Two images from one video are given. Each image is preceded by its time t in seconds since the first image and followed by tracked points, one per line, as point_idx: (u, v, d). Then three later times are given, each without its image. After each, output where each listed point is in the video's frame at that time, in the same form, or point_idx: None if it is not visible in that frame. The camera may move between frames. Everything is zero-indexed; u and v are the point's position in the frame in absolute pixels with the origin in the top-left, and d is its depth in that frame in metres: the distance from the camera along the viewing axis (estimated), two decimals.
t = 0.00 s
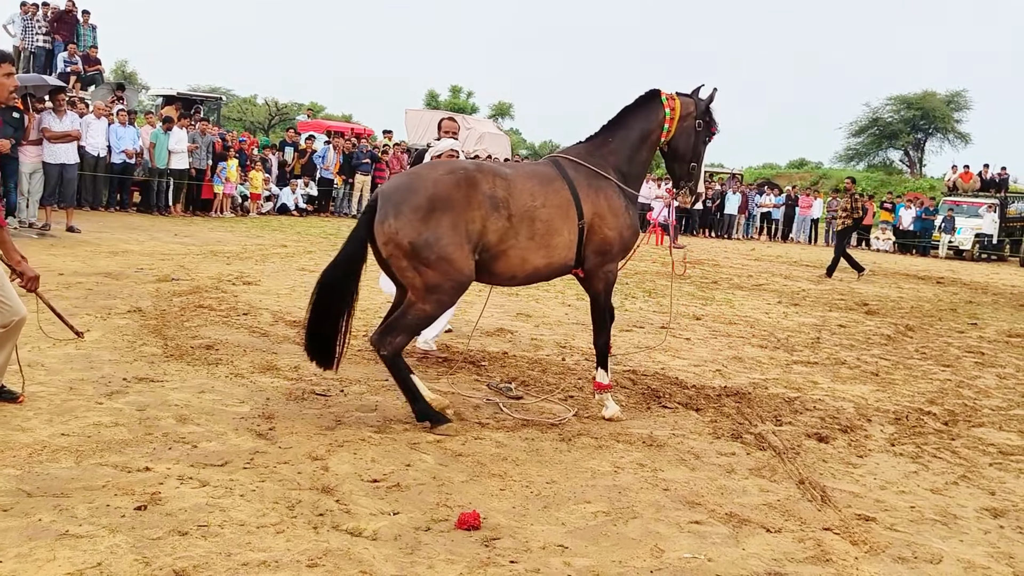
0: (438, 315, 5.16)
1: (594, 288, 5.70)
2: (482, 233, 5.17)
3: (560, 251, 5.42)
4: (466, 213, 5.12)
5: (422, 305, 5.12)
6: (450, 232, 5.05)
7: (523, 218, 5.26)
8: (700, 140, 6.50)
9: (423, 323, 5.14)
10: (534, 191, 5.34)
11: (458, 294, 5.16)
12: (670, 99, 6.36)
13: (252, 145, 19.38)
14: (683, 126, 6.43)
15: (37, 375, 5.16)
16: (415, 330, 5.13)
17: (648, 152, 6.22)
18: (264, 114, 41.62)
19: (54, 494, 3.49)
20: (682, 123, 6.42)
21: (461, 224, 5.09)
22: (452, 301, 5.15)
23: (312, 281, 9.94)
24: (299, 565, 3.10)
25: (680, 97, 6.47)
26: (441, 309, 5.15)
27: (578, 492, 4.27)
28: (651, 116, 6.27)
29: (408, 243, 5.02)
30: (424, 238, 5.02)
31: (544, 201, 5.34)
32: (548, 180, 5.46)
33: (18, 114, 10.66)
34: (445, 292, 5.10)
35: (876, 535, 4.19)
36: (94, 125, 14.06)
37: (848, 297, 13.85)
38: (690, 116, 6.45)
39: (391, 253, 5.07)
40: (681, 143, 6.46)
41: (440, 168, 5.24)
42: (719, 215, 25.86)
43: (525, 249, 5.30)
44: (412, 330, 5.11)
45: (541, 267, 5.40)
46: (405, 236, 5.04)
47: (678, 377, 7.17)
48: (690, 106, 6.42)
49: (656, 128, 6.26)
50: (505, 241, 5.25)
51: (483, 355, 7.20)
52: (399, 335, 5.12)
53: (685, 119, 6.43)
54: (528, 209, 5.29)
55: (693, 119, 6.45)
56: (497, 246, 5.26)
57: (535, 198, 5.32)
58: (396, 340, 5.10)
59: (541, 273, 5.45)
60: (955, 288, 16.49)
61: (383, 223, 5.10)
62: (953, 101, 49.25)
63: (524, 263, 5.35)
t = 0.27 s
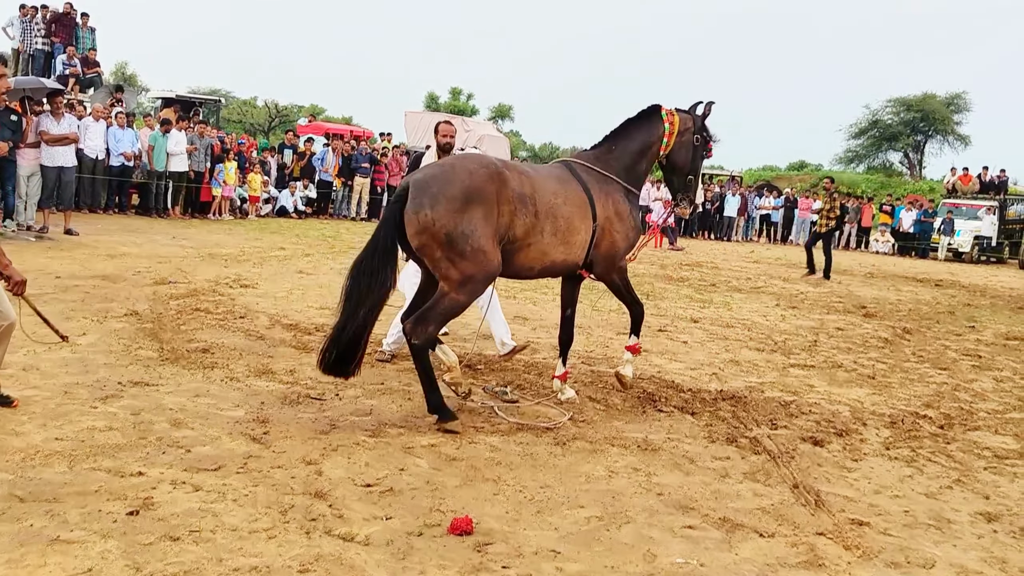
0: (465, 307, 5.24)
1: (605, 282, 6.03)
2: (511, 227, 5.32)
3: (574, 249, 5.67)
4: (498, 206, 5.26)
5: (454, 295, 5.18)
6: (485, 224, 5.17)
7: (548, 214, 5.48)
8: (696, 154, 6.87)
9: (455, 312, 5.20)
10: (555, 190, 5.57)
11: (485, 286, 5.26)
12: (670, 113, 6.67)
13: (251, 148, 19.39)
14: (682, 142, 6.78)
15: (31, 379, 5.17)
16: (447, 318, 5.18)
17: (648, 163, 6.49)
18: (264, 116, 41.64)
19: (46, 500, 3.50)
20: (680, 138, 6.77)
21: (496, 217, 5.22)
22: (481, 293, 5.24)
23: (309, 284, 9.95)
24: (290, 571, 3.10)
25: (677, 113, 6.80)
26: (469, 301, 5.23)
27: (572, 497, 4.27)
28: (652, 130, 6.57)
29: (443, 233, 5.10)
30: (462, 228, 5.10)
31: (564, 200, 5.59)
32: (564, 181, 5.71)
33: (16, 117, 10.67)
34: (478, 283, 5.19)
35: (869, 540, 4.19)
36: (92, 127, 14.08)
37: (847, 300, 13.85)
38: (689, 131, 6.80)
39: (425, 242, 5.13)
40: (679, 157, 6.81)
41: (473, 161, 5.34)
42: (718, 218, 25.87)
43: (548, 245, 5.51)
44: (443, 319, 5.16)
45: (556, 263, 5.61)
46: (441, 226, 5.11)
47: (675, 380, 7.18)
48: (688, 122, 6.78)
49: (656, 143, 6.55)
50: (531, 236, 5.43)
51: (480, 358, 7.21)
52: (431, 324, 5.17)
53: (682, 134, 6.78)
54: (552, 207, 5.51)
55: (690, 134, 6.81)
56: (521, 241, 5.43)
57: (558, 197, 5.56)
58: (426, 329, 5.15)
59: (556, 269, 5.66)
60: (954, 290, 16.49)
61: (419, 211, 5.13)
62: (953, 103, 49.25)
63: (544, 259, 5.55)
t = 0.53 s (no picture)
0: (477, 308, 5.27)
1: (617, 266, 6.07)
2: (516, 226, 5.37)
3: (580, 239, 5.72)
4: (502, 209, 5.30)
5: (464, 297, 5.17)
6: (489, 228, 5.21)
7: (550, 210, 5.53)
8: (681, 90, 6.64)
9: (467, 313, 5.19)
10: (554, 186, 5.62)
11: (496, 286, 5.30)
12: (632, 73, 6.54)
13: (248, 151, 19.41)
14: (659, 87, 6.60)
15: (24, 382, 5.17)
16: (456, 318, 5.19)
17: (632, 134, 6.44)
18: (261, 118, 41.67)
19: (35, 503, 3.50)
20: (655, 87, 6.59)
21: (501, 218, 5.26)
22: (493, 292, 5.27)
23: (304, 287, 9.96)
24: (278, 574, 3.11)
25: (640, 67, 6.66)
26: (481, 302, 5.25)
27: (563, 500, 4.27)
28: (624, 99, 6.48)
29: (450, 240, 5.13)
30: (468, 232, 5.13)
31: (564, 193, 5.64)
32: (561, 175, 5.76)
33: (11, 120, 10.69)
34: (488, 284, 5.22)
35: (859, 543, 4.20)
36: (89, 131, 14.09)
37: (842, 303, 13.87)
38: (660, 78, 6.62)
39: (432, 250, 5.16)
40: (666, 103, 6.64)
41: (473, 167, 5.37)
42: (715, 221, 25.91)
43: (553, 239, 5.56)
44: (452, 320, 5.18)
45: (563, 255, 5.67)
46: (448, 232, 5.14)
47: (668, 383, 7.19)
48: (655, 70, 6.59)
49: (632, 109, 6.46)
50: (536, 232, 5.49)
51: (474, 361, 7.22)
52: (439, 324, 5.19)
53: (655, 79, 6.59)
54: (552, 203, 5.56)
55: (663, 76, 6.61)
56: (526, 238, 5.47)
57: (558, 192, 5.61)
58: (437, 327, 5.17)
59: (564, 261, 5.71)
60: (950, 293, 16.52)
61: (424, 221, 5.17)
62: (951, 106, 49.34)
63: (551, 253, 5.60)
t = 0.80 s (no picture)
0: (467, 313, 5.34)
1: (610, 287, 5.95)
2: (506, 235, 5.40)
3: (573, 251, 5.68)
4: (491, 217, 5.34)
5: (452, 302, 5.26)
6: (478, 235, 5.26)
7: (541, 220, 5.53)
8: (707, 141, 6.36)
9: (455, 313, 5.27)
10: (549, 196, 5.62)
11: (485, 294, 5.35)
12: (668, 109, 6.37)
13: (243, 155, 19.41)
14: (686, 132, 6.38)
15: (16, 387, 5.17)
16: (446, 316, 5.27)
17: (651, 162, 6.33)
18: (257, 122, 41.67)
19: (27, 508, 3.50)
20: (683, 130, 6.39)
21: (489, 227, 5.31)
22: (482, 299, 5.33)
23: (299, 291, 9.96)
24: None
25: (681, 104, 6.44)
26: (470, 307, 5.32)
27: (555, 505, 4.28)
28: (652, 128, 6.37)
29: (436, 246, 5.21)
30: (455, 240, 5.20)
31: (558, 204, 5.63)
32: (557, 185, 5.75)
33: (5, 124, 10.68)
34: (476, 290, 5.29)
35: (851, 547, 4.22)
36: (83, 135, 14.11)
37: (836, 307, 13.92)
38: (692, 121, 6.39)
39: (420, 255, 5.25)
40: (688, 150, 6.41)
41: (464, 177, 5.45)
42: (710, 225, 25.98)
43: (544, 250, 5.55)
44: (441, 317, 5.26)
45: (555, 267, 5.65)
46: (435, 239, 5.23)
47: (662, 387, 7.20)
48: (690, 111, 6.38)
49: (655, 139, 6.34)
50: (527, 243, 5.49)
51: (467, 365, 7.22)
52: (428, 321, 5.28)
53: (687, 123, 6.37)
54: (545, 213, 5.56)
55: (694, 122, 6.37)
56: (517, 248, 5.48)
57: (551, 202, 5.60)
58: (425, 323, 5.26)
59: (555, 272, 5.68)
60: (944, 297, 16.58)
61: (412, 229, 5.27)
62: (945, 111, 49.56)
63: (543, 265, 5.59)
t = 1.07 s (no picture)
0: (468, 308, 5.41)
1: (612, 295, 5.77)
2: (507, 232, 5.42)
3: (579, 253, 5.59)
4: (493, 212, 5.39)
5: (455, 299, 5.36)
6: (478, 229, 5.32)
7: (546, 219, 5.50)
8: (737, 172, 6.11)
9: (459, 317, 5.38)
10: (557, 195, 5.58)
11: (484, 288, 5.41)
12: (708, 128, 6.13)
13: (241, 157, 19.41)
14: (719, 156, 6.14)
15: (14, 389, 5.16)
16: (452, 322, 5.38)
17: (676, 176, 6.09)
18: (255, 125, 41.69)
19: (24, 510, 3.49)
20: (716, 153, 6.14)
21: (490, 222, 5.36)
22: (480, 293, 5.39)
23: (297, 294, 9.95)
24: None
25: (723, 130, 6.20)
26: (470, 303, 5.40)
27: (553, 507, 4.28)
28: (686, 141, 6.15)
29: (437, 238, 5.30)
30: (455, 233, 5.29)
31: (566, 204, 5.57)
32: (569, 185, 5.70)
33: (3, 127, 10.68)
34: (474, 284, 5.35)
35: (849, 549, 4.22)
36: (81, 137, 14.12)
37: (834, 310, 13.93)
38: (728, 148, 6.15)
39: (421, 247, 5.35)
40: (715, 174, 6.16)
41: (471, 171, 5.53)
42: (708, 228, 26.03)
43: (546, 250, 5.51)
44: (450, 323, 5.37)
45: (560, 266, 5.59)
46: (436, 231, 5.32)
47: (660, 390, 7.20)
48: (729, 138, 6.15)
49: (687, 153, 6.12)
50: (530, 241, 5.48)
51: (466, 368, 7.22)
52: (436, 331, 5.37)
53: (722, 149, 6.14)
54: (551, 211, 5.52)
55: (730, 148, 6.13)
56: (520, 245, 5.48)
57: (558, 201, 5.56)
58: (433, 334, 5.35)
59: (560, 273, 5.60)
60: (941, 300, 16.61)
61: (415, 221, 5.38)
62: (941, 115, 49.70)
63: (546, 264, 5.55)
